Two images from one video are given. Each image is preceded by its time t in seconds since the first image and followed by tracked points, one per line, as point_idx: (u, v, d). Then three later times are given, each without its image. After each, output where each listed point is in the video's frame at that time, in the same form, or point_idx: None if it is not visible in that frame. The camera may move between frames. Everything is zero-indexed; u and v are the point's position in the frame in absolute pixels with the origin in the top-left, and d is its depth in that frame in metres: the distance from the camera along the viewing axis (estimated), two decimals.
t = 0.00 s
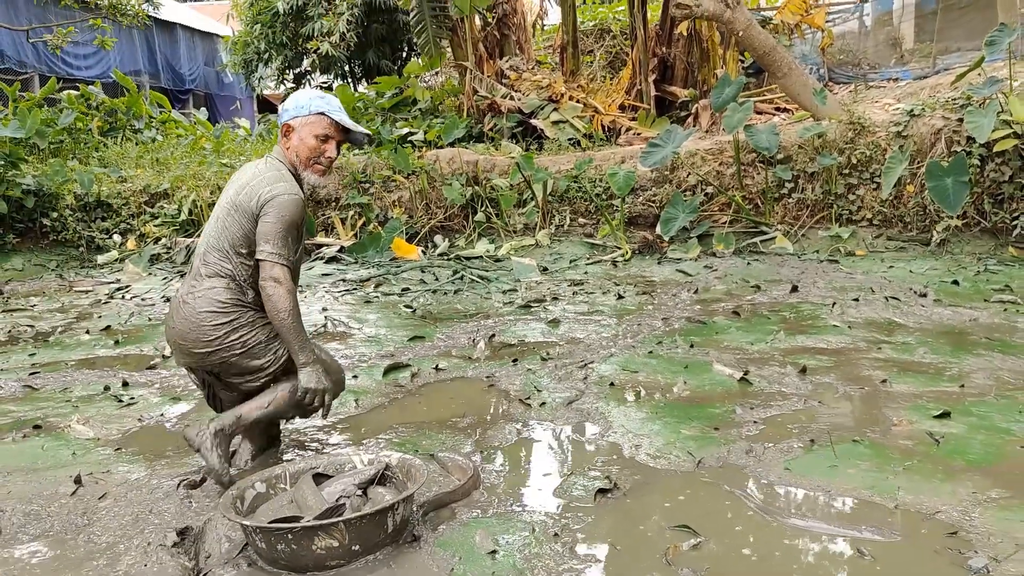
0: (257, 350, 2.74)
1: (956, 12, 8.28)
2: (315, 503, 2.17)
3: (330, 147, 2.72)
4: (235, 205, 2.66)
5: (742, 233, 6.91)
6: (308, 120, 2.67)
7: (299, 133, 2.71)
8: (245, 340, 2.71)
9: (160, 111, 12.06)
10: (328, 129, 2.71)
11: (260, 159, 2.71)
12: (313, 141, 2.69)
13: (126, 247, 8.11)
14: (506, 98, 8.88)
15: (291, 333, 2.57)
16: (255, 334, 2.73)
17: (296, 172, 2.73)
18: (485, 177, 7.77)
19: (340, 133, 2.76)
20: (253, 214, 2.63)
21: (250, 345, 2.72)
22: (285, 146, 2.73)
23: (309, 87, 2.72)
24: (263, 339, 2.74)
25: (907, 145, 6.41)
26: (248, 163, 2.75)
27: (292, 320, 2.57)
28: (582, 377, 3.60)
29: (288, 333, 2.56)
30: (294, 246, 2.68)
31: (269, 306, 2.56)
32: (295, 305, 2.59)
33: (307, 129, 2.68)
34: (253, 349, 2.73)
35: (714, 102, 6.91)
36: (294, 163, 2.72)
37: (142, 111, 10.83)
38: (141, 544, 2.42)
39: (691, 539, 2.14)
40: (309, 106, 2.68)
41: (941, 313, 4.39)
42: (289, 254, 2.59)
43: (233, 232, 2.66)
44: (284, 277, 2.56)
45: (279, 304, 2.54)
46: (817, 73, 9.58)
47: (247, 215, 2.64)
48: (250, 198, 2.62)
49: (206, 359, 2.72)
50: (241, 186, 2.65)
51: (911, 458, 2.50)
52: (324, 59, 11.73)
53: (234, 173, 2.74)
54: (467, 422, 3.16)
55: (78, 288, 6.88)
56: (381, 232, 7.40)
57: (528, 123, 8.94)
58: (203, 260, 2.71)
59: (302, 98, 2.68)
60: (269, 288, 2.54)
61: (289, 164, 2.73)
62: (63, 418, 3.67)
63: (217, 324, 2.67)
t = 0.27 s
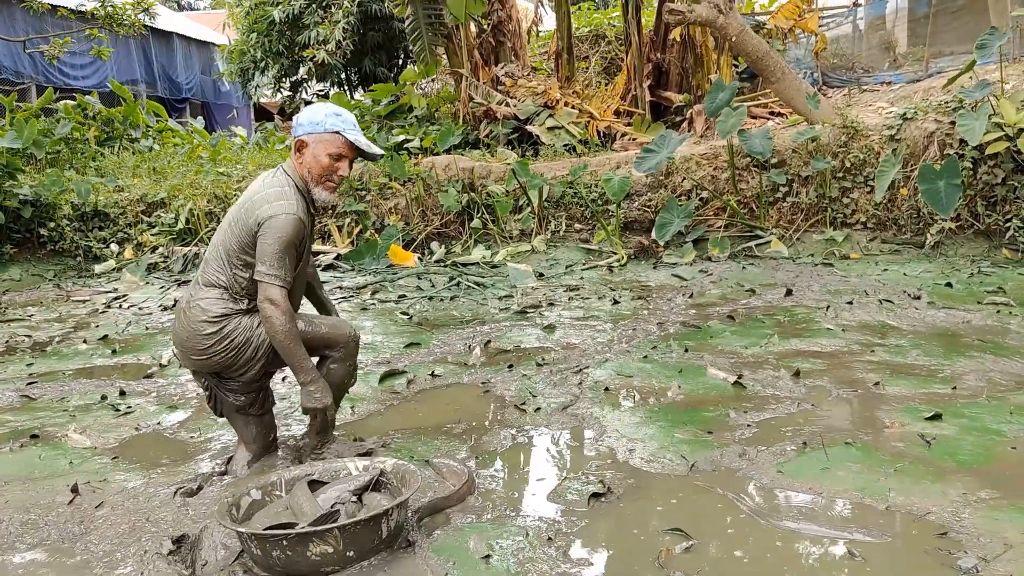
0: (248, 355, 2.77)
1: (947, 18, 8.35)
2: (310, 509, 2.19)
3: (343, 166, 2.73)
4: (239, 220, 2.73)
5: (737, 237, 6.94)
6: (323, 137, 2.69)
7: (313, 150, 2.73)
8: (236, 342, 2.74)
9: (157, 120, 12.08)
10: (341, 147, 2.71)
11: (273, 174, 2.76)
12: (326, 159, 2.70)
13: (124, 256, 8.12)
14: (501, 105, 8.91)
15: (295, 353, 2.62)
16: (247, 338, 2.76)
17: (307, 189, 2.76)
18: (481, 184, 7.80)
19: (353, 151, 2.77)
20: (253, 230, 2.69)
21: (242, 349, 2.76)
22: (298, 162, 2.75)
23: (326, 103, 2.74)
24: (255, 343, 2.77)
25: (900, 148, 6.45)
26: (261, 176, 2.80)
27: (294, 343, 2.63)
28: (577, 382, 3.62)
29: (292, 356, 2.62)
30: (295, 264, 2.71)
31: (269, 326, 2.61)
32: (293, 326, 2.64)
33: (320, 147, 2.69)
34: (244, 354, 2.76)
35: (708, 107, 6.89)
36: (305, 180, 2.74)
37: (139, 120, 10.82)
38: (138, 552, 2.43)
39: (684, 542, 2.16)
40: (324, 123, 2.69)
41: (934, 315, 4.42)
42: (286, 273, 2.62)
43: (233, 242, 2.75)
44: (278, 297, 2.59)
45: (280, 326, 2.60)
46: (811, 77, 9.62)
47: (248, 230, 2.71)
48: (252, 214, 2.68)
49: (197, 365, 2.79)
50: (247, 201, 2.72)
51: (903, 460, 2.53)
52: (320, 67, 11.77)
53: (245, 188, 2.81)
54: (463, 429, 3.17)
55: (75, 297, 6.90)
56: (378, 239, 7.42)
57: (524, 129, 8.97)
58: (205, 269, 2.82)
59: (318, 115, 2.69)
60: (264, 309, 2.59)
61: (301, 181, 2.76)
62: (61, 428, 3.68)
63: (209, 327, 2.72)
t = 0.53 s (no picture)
0: (233, 374, 2.78)
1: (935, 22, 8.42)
2: (300, 516, 2.20)
3: (375, 207, 2.65)
4: (261, 246, 2.72)
5: (729, 241, 6.97)
6: (357, 177, 2.61)
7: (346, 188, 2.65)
8: (224, 358, 2.77)
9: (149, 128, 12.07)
10: (375, 188, 2.63)
11: (304, 206, 2.71)
12: (359, 199, 2.63)
13: (116, 265, 8.10)
14: (494, 111, 8.93)
15: (331, 376, 2.65)
16: (235, 357, 2.77)
17: (337, 226, 2.70)
18: (474, 190, 7.81)
19: (387, 192, 2.67)
20: (273, 258, 2.68)
21: (228, 366, 2.78)
22: (330, 199, 2.68)
23: (365, 141, 2.65)
24: (241, 364, 2.77)
25: (890, 152, 6.50)
26: (293, 206, 2.76)
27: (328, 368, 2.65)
28: (568, 387, 3.62)
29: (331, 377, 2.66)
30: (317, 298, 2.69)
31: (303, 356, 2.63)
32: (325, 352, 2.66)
33: (354, 186, 2.61)
34: (229, 372, 2.78)
35: (699, 112, 6.93)
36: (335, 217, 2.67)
37: (132, 128, 10.82)
38: (128, 561, 2.42)
39: (672, 545, 2.17)
40: (360, 163, 2.61)
41: (923, 317, 4.45)
42: (313, 307, 2.61)
43: (247, 264, 2.77)
44: (306, 331, 2.59)
45: (317, 354, 2.63)
46: (802, 82, 9.67)
47: (267, 257, 2.70)
48: (274, 243, 2.66)
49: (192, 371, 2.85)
50: (273, 229, 2.70)
51: (890, 462, 2.56)
52: (313, 74, 11.78)
53: (274, 213, 2.79)
54: (453, 434, 3.17)
55: (67, 306, 6.88)
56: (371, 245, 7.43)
57: (516, 135, 8.99)
58: (218, 281, 2.88)
59: (354, 153, 2.61)
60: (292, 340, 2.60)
61: (332, 218, 2.69)
62: (51, 436, 3.67)
63: (203, 339, 2.77)
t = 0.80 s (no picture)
0: (231, 386, 2.80)
1: (927, 24, 8.44)
2: (293, 522, 2.20)
3: (403, 253, 2.59)
4: (283, 275, 2.71)
5: (723, 245, 6.99)
6: (387, 223, 2.55)
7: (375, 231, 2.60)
8: (224, 369, 2.79)
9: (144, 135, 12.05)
10: (404, 235, 2.57)
11: (332, 244, 2.68)
12: (386, 245, 2.57)
13: (111, 272, 8.08)
14: (488, 115, 8.93)
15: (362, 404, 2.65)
16: (234, 370, 2.79)
17: (364, 268, 2.65)
18: (468, 195, 7.82)
19: (417, 238, 2.61)
20: (294, 290, 2.67)
21: (227, 377, 2.79)
22: (359, 241, 2.63)
23: (398, 185, 2.58)
24: (240, 377, 2.78)
25: (883, 155, 6.53)
26: (323, 241, 2.74)
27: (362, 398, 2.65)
28: (562, 391, 3.62)
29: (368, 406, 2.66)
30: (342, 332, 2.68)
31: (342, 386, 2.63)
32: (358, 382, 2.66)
33: (383, 232, 2.56)
34: (228, 383, 2.80)
35: (692, 116, 6.97)
36: (363, 260, 2.62)
37: (126, 135, 10.80)
38: (121, 570, 2.41)
39: (666, 549, 2.17)
40: (390, 208, 2.55)
41: (916, 319, 4.47)
42: (340, 341, 2.61)
43: (264, 285, 2.78)
44: (336, 366, 2.59)
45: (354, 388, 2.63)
46: (795, 86, 9.71)
47: (289, 288, 2.69)
48: (296, 276, 2.65)
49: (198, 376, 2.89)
50: (297, 260, 2.69)
51: (883, 464, 2.57)
52: (308, 79, 11.79)
53: (302, 245, 2.77)
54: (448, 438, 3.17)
55: (61, 313, 6.86)
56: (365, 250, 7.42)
57: (511, 140, 8.99)
58: (235, 293, 2.91)
59: (386, 198, 2.55)
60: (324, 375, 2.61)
61: (358, 259, 2.64)
62: (45, 444, 3.65)
63: (208, 347, 2.81)
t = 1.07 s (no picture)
0: (241, 391, 2.80)
1: (923, 26, 8.46)
2: (291, 527, 2.19)
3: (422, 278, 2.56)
4: (302, 290, 2.71)
5: (721, 247, 7.00)
6: (407, 246, 2.52)
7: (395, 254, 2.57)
8: (234, 374, 2.79)
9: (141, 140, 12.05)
10: (424, 259, 2.53)
11: (354, 264, 2.66)
12: (406, 268, 2.54)
13: (109, 277, 8.08)
14: (486, 119, 8.94)
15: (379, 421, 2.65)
16: (245, 376, 2.79)
17: (383, 290, 2.63)
18: (466, 198, 7.82)
19: (437, 264, 2.57)
20: (312, 307, 2.66)
21: (237, 383, 2.80)
22: (379, 263, 2.60)
23: (422, 210, 2.55)
24: (250, 383, 2.78)
25: (880, 156, 6.54)
26: (345, 260, 2.72)
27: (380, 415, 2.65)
28: (561, 395, 3.62)
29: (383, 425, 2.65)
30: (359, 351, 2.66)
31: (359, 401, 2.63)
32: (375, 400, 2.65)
33: (404, 256, 2.53)
34: (237, 388, 2.80)
35: (689, 118, 6.97)
36: (382, 282, 2.60)
37: (124, 139, 10.80)
38: None
39: (665, 551, 2.17)
40: (412, 232, 2.52)
41: (914, 321, 4.47)
42: (357, 359, 2.59)
43: (282, 296, 2.78)
44: (352, 383, 2.59)
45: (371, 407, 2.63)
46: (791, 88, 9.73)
47: (307, 303, 2.69)
48: (315, 292, 2.65)
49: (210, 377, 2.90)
50: (318, 276, 2.68)
51: (882, 466, 2.57)
52: (305, 83, 11.80)
53: (325, 262, 2.76)
54: (447, 442, 3.17)
55: (59, 318, 6.86)
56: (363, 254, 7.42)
57: (508, 143, 9.00)
58: (253, 300, 2.91)
59: (408, 221, 2.52)
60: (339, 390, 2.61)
61: (377, 281, 2.61)
62: (43, 450, 3.65)
63: (221, 351, 2.81)
